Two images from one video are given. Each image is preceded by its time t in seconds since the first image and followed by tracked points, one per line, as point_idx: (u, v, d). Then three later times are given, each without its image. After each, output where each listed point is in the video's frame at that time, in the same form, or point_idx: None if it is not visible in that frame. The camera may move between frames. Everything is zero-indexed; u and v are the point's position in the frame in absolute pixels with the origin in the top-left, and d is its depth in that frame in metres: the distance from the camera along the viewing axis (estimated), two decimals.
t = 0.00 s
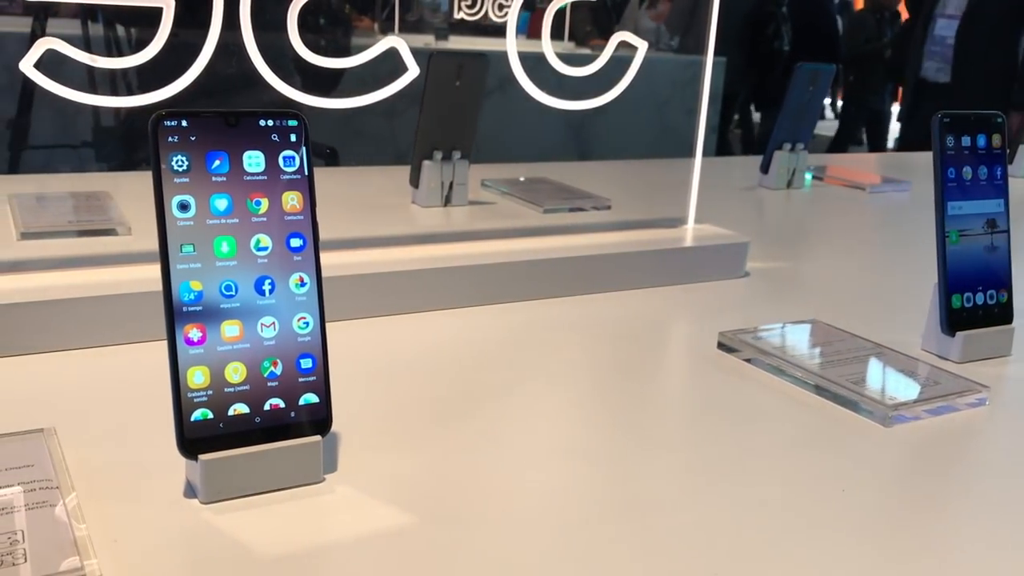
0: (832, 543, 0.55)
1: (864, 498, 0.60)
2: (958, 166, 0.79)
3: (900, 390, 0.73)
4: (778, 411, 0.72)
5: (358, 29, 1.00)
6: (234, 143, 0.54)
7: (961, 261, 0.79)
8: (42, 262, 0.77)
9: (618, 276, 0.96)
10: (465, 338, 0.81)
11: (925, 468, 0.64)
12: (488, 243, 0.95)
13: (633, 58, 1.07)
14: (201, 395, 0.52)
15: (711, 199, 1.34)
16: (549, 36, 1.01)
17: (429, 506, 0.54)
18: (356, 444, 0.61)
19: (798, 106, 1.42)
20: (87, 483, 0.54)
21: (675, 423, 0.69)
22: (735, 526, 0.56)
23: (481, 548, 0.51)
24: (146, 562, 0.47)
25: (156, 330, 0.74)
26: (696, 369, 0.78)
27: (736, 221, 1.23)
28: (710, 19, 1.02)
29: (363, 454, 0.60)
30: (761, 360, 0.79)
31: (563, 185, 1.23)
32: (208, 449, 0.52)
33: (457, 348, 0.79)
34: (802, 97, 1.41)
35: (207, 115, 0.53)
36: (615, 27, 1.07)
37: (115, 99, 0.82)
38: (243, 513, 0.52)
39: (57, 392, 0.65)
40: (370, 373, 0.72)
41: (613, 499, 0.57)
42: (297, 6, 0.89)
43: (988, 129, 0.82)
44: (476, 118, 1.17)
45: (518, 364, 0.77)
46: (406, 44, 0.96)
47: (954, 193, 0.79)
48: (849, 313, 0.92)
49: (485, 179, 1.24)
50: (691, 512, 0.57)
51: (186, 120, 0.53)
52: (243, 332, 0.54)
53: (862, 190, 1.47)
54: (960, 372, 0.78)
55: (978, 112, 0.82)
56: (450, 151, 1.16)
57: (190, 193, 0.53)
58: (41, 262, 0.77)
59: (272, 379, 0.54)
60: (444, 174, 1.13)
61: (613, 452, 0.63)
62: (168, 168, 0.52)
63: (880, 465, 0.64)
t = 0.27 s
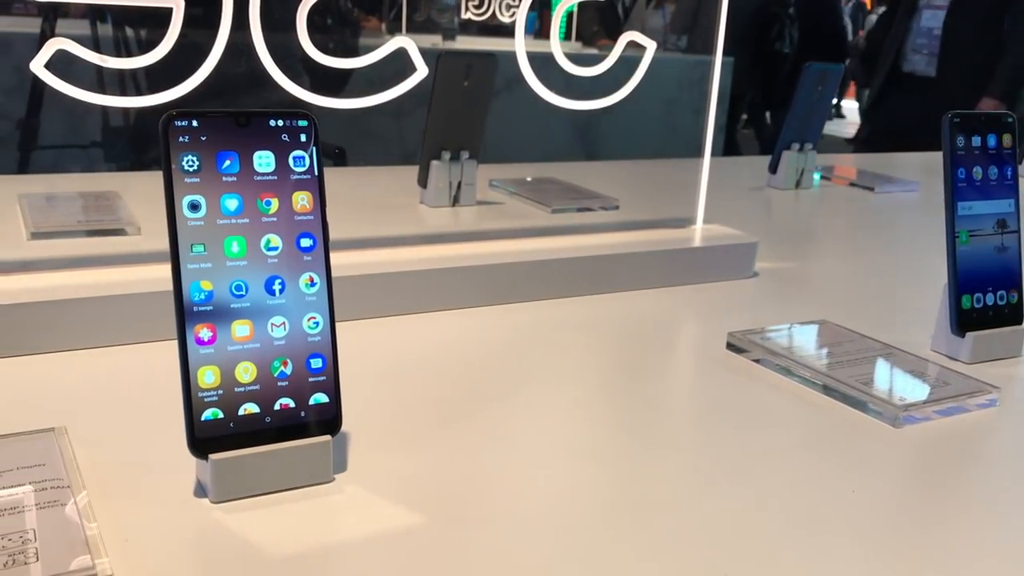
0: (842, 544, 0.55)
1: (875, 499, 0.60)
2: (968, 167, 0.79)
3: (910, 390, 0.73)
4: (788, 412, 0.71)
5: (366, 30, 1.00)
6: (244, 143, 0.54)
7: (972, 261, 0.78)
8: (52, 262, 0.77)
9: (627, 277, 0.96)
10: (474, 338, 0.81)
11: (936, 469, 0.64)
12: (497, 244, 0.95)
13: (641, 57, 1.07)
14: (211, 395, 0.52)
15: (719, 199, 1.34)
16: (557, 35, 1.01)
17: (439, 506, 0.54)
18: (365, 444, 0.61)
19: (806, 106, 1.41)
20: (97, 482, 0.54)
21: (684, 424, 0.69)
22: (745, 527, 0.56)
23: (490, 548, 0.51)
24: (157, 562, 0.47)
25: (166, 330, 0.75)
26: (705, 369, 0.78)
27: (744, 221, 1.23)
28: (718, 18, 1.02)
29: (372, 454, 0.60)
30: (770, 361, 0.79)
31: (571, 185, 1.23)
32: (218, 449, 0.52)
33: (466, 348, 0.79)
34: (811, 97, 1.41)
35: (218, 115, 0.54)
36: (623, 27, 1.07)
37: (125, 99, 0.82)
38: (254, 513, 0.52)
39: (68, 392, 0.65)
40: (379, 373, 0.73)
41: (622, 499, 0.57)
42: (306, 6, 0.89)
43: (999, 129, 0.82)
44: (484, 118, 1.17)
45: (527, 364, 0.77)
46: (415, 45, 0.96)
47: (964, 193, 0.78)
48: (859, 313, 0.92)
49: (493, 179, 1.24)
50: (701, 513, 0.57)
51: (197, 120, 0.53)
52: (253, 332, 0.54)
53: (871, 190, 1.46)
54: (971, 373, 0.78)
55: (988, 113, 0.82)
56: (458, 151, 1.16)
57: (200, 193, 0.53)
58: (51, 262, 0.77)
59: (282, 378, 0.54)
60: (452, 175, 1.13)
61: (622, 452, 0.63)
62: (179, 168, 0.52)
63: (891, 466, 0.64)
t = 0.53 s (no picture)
0: (852, 545, 0.55)
1: (885, 500, 0.60)
2: (979, 167, 0.79)
3: (919, 391, 0.73)
4: (797, 413, 0.71)
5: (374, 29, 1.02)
6: (255, 143, 0.55)
7: (982, 262, 0.78)
8: (62, 262, 0.78)
9: (635, 277, 0.95)
10: (483, 338, 0.81)
11: (946, 470, 0.64)
12: (505, 244, 0.95)
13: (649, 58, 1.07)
14: (222, 395, 0.52)
15: (728, 200, 1.33)
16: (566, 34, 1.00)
17: (448, 506, 0.54)
18: (375, 444, 0.61)
19: (815, 106, 1.41)
20: (107, 482, 0.54)
21: (692, 425, 0.68)
22: (754, 528, 0.56)
23: (499, 548, 0.51)
24: (167, 562, 0.47)
25: (175, 330, 0.75)
26: (714, 370, 0.78)
27: (752, 221, 1.23)
28: (726, 18, 1.02)
29: (381, 454, 0.60)
30: (778, 361, 0.79)
31: (578, 185, 1.23)
32: (228, 449, 0.52)
33: (475, 348, 0.79)
34: (820, 97, 1.40)
35: (228, 116, 0.54)
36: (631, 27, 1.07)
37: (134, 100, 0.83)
38: (265, 512, 0.52)
39: (78, 392, 0.65)
40: (388, 373, 0.73)
41: (631, 500, 0.57)
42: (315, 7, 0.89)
43: (1009, 129, 0.82)
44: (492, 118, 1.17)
45: (535, 365, 0.77)
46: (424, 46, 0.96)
47: (974, 193, 0.78)
48: (868, 314, 0.92)
49: (501, 179, 1.24)
50: (709, 513, 0.57)
51: (207, 121, 0.53)
52: (264, 332, 0.54)
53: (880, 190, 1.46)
54: (980, 374, 0.78)
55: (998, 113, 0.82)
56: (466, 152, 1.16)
57: (211, 193, 0.53)
58: (61, 262, 0.78)
59: (292, 378, 0.54)
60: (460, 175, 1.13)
61: (631, 453, 0.63)
62: (190, 168, 0.52)
63: (900, 467, 0.64)
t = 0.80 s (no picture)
0: (860, 545, 0.55)
1: (894, 501, 0.60)
2: (988, 167, 0.79)
3: (928, 391, 0.73)
4: (805, 413, 0.71)
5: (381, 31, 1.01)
6: (265, 144, 0.55)
7: (991, 263, 0.78)
8: (72, 262, 0.78)
9: (643, 278, 0.96)
10: (491, 339, 0.81)
11: (954, 471, 0.64)
12: (513, 245, 0.95)
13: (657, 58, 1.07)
14: (232, 395, 0.52)
15: (735, 201, 1.33)
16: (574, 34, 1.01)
17: (457, 506, 0.54)
18: (384, 444, 0.61)
19: (823, 107, 1.41)
20: (117, 481, 0.54)
21: (700, 425, 0.68)
22: (762, 528, 0.56)
23: (508, 547, 0.51)
24: (178, 561, 0.47)
25: (184, 330, 0.75)
26: (722, 370, 0.78)
27: (760, 222, 1.23)
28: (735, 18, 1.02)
29: (389, 454, 0.60)
30: (786, 362, 0.79)
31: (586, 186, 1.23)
32: (238, 449, 0.52)
33: (484, 348, 0.79)
34: (828, 98, 1.40)
35: (239, 116, 0.54)
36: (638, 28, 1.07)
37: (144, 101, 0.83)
38: (276, 511, 0.52)
39: (88, 392, 0.65)
40: (396, 373, 0.73)
41: (640, 500, 0.57)
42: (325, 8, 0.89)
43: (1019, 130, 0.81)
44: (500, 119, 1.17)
45: (543, 365, 0.77)
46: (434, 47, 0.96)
47: (984, 194, 0.78)
48: (876, 314, 0.92)
49: (508, 180, 1.25)
50: (718, 513, 0.57)
51: (218, 122, 0.53)
52: (274, 332, 0.54)
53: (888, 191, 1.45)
54: (990, 375, 0.78)
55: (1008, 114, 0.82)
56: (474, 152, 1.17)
57: (222, 194, 0.53)
58: (71, 262, 0.78)
59: (302, 378, 0.54)
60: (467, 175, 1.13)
61: (639, 453, 0.63)
62: (201, 169, 0.53)
63: (908, 467, 0.64)
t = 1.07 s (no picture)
0: (870, 547, 0.55)
1: (904, 503, 0.60)
2: (998, 168, 0.79)
3: (938, 393, 0.73)
4: (815, 415, 0.71)
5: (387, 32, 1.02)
6: (277, 145, 0.55)
7: (1001, 264, 0.78)
8: (83, 262, 0.78)
9: (651, 278, 0.96)
10: (500, 339, 0.82)
11: (963, 473, 0.63)
12: (521, 246, 0.95)
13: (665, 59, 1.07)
14: (243, 395, 0.52)
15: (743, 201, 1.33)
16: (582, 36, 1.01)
17: (466, 506, 0.55)
18: (393, 445, 0.61)
19: (831, 108, 1.41)
20: (128, 481, 0.54)
21: (709, 426, 0.68)
22: (771, 530, 0.55)
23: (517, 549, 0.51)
24: (188, 560, 0.47)
25: (194, 330, 0.75)
26: (731, 371, 0.78)
27: (768, 222, 1.23)
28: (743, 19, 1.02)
29: (398, 455, 0.60)
30: (795, 362, 0.79)
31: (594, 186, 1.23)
32: (249, 449, 0.52)
33: (493, 349, 0.79)
34: (836, 99, 1.40)
35: (250, 117, 0.54)
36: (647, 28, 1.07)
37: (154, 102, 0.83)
38: (286, 511, 0.52)
39: (99, 392, 0.66)
40: (406, 374, 0.73)
41: (648, 501, 0.57)
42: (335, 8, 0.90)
43: None
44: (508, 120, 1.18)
45: (552, 365, 0.77)
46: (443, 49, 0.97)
47: (993, 195, 0.78)
48: (885, 315, 0.92)
49: (516, 180, 1.25)
50: (726, 515, 0.57)
51: (229, 123, 0.54)
52: (285, 332, 0.54)
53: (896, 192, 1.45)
54: (999, 377, 0.78)
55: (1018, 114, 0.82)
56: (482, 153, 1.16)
57: (233, 195, 0.54)
58: (81, 263, 0.78)
59: (313, 378, 0.55)
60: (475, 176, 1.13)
61: (648, 454, 0.63)
62: (212, 170, 0.53)
63: (918, 469, 0.64)
